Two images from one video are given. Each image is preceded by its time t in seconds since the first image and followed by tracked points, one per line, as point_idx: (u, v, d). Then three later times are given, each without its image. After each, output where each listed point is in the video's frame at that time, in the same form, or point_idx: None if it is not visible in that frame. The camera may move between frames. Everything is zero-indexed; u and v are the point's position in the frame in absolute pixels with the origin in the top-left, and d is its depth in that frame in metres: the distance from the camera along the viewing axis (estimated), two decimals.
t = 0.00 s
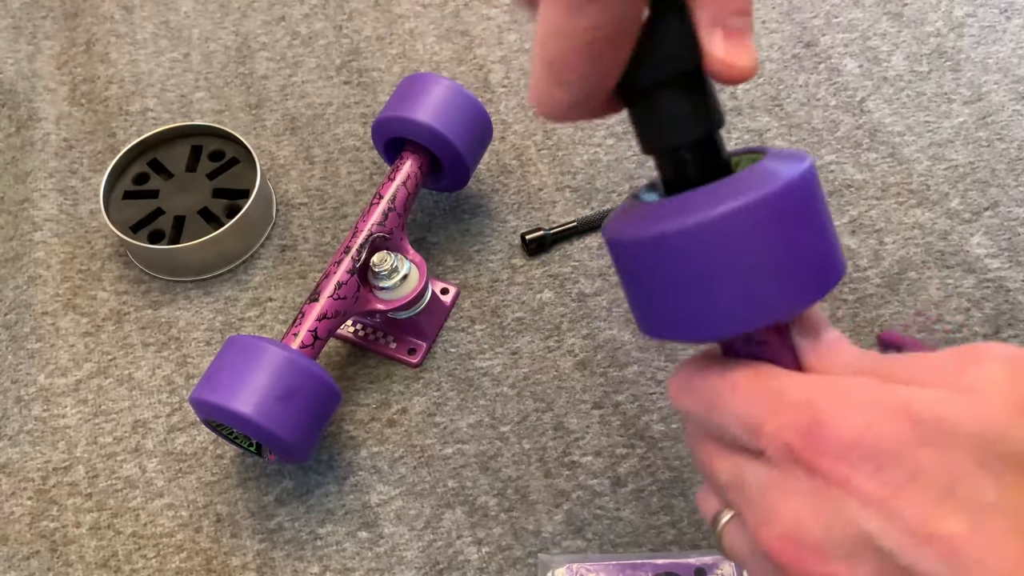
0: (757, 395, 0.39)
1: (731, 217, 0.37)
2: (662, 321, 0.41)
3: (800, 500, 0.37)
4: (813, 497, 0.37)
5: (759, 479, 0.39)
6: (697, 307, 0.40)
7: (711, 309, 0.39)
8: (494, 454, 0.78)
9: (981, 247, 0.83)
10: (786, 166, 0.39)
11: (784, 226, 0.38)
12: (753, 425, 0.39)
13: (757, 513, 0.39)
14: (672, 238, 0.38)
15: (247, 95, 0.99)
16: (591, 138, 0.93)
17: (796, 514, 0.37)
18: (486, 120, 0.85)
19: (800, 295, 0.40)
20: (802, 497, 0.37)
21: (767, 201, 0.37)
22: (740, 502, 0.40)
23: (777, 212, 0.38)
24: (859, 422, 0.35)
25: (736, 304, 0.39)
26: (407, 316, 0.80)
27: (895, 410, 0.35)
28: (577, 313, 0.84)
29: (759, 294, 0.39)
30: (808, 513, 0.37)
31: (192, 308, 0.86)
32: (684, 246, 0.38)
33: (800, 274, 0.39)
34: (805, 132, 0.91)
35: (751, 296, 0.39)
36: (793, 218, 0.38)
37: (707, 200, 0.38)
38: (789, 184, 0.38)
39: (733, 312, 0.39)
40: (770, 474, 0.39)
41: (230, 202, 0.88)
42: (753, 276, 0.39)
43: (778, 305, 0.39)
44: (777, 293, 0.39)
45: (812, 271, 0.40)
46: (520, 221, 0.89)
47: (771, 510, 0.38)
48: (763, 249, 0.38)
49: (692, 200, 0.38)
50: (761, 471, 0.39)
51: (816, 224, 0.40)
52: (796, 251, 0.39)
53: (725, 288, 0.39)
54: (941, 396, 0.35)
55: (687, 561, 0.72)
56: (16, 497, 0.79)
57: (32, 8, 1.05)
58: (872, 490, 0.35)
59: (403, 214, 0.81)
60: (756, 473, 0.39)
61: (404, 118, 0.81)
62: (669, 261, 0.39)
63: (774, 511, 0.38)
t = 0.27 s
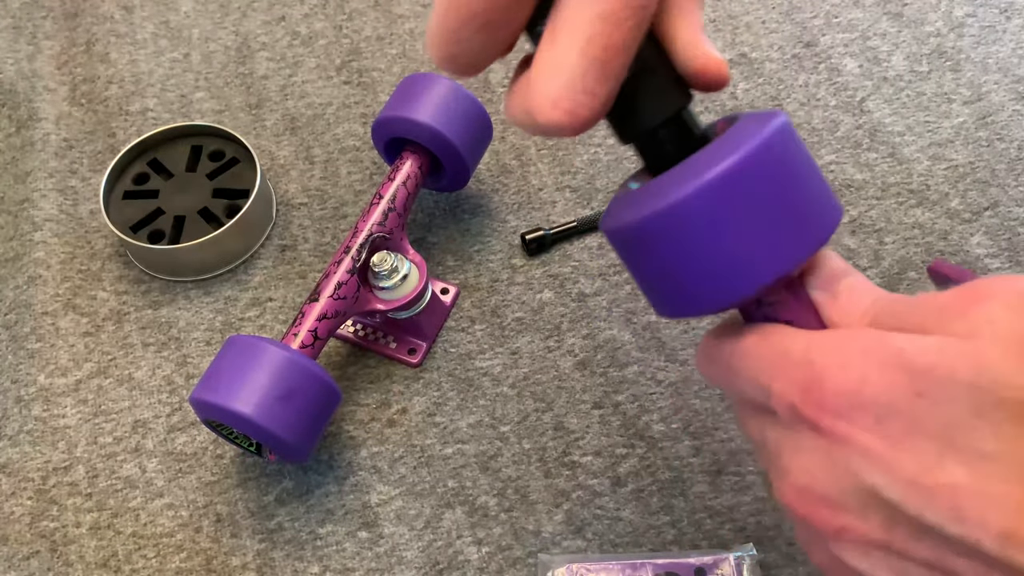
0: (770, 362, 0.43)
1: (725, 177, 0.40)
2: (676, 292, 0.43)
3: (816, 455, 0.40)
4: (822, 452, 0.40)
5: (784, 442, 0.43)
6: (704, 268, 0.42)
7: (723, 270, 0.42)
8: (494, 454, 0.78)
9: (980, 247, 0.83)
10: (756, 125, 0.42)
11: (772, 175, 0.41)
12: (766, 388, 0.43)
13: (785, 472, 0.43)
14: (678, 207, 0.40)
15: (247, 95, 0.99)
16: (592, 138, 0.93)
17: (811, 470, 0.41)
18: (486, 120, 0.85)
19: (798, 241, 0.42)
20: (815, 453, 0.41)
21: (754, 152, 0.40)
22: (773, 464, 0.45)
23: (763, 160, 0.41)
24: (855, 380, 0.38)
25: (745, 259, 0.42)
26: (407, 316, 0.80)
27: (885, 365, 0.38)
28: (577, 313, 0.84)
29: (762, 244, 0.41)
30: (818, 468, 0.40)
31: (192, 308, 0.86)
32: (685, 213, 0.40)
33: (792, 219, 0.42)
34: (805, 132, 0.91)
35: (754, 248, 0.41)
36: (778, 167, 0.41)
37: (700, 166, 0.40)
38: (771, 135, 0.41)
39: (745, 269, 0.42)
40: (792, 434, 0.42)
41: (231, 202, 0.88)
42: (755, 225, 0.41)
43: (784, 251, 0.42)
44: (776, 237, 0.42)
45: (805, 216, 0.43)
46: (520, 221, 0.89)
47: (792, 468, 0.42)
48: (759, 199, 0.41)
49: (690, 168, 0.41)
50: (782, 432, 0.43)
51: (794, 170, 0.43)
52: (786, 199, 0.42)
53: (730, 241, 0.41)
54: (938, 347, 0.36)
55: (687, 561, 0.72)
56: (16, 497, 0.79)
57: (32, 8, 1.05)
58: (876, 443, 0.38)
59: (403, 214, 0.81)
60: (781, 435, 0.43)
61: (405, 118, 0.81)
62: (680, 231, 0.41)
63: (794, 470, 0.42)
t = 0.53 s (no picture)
0: (747, 353, 0.39)
1: (702, 174, 0.38)
2: (637, 286, 0.41)
3: (802, 446, 0.37)
4: (817, 438, 0.37)
5: (759, 435, 0.39)
6: (668, 260, 0.39)
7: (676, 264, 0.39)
8: (494, 454, 0.78)
9: (980, 247, 0.83)
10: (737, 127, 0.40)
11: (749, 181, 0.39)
12: (749, 382, 0.38)
13: (762, 467, 0.39)
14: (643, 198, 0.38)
15: (247, 95, 0.99)
16: (592, 138, 0.93)
17: (798, 460, 0.37)
18: (486, 120, 0.85)
19: (775, 248, 0.39)
20: (802, 444, 0.37)
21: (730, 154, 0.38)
22: (745, 466, 0.40)
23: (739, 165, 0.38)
24: (856, 364, 0.36)
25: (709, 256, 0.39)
26: (407, 316, 0.80)
27: (878, 359, 0.36)
28: (577, 313, 0.84)
29: (729, 247, 0.39)
30: (814, 455, 0.37)
31: (192, 308, 0.86)
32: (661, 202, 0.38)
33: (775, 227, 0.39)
34: (805, 132, 0.91)
35: (724, 247, 0.39)
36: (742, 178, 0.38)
37: (680, 158, 0.39)
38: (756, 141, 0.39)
39: (704, 258, 0.39)
40: (767, 425, 0.39)
41: (230, 202, 0.88)
42: (725, 227, 0.38)
43: (745, 256, 0.39)
44: (751, 248, 0.39)
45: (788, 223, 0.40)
46: (520, 221, 0.89)
47: (775, 460, 0.38)
48: (733, 202, 0.38)
49: (667, 160, 0.39)
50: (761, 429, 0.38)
51: (782, 176, 0.40)
52: (765, 204, 0.39)
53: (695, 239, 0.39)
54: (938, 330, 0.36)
55: (687, 561, 0.71)
56: (16, 497, 0.79)
57: (32, 8, 1.05)
58: (874, 430, 0.35)
59: (403, 214, 0.81)
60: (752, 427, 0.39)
61: (405, 118, 0.81)
62: (650, 225, 0.39)
63: (775, 459, 0.38)
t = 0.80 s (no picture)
0: (772, 309, 0.37)
1: (724, 132, 0.38)
2: (656, 240, 0.41)
3: (831, 400, 0.35)
4: (849, 391, 0.35)
5: (782, 395, 0.37)
6: (688, 215, 0.39)
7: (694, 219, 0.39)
8: (494, 454, 0.78)
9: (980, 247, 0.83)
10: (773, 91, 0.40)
11: (780, 146, 0.39)
12: (774, 337, 0.37)
13: (786, 426, 0.36)
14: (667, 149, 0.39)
15: (247, 95, 0.99)
16: (592, 138, 0.93)
17: (826, 415, 0.35)
18: (486, 120, 0.85)
19: (800, 209, 0.39)
20: (829, 399, 0.35)
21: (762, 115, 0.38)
22: (762, 427, 0.38)
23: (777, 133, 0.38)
24: (891, 315, 0.35)
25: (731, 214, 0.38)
26: (407, 316, 0.80)
27: (909, 312, 0.35)
28: (577, 313, 0.84)
29: (752, 205, 0.38)
30: (846, 408, 0.34)
31: (192, 308, 0.86)
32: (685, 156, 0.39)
33: (802, 192, 0.39)
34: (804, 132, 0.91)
35: (747, 208, 0.38)
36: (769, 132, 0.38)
37: (709, 113, 0.39)
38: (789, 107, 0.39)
39: (724, 218, 0.39)
40: (791, 385, 0.37)
41: (230, 202, 0.88)
42: (750, 186, 0.38)
43: (769, 219, 0.38)
44: (776, 210, 0.38)
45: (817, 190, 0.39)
46: (520, 221, 0.89)
47: (799, 418, 0.36)
48: (761, 160, 0.38)
49: (697, 116, 0.39)
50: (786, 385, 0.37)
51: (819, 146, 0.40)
52: (795, 166, 0.39)
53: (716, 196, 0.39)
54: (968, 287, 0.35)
55: (687, 561, 0.72)
56: (16, 497, 0.79)
57: (32, 8, 1.05)
58: (910, 381, 0.34)
59: (403, 214, 0.81)
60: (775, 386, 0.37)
61: (405, 118, 0.81)
62: (672, 176, 0.39)
63: (799, 417, 0.36)
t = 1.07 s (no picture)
0: (846, 264, 0.38)
1: (815, 94, 0.40)
2: (729, 198, 0.43)
3: (910, 350, 0.36)
4: (924, 342, 0.36)
5: (856, 346, 0.37)
6: (767, 174, 0.41)
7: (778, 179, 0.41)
8: (494, 454, 0.78)
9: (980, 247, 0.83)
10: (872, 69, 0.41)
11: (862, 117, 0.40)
12: (791, 309, 0.39)
13: (856, 374, 0.37)
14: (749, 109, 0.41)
15: (247, 95, 0.99)
16: (592, 138, 0.93)
17: (897, 363, 0.36)
18: (486, 120, 0.85)
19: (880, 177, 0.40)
20: (903, 347, 0.36)
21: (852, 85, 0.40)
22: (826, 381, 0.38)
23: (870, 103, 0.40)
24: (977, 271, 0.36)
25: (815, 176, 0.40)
26: (407, 316, 0.80)
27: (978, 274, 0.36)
28: (577, 313, 0.84)
29: (838, 169, 0.40)
30: (920, 357, 0.35)
31: (192, 308, 0.86)
32: (770, 115, 0.41)
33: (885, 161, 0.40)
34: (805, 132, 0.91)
35: (829, 172, 0.40)
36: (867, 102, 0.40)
37: (794, 78, 0.41)
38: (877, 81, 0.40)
39: (807, 176, 0.40)
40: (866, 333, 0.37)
41: (230, 202, 0.88)
42: (834, 147, 0.40)
43: (846, 182, 0.40)
44: (859, 174, 0.40)
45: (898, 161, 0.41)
46: (520, 221, 0.89)
47: (871, 364, 0.36)
48: (846, 129, 0.40)
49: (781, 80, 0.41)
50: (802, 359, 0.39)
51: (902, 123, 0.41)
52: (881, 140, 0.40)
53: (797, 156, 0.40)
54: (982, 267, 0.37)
55: (687, 561, 0.72)
56: (16, 497, 0.79)
57: (32, 8, 1.05)
58: (977, 338, 0.35)
59: (403, 214, 0.81)
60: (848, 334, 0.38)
61: (404, 118, 0.81)
62: (756, 134, 0.41)
63: (871, 364, 0.36)
